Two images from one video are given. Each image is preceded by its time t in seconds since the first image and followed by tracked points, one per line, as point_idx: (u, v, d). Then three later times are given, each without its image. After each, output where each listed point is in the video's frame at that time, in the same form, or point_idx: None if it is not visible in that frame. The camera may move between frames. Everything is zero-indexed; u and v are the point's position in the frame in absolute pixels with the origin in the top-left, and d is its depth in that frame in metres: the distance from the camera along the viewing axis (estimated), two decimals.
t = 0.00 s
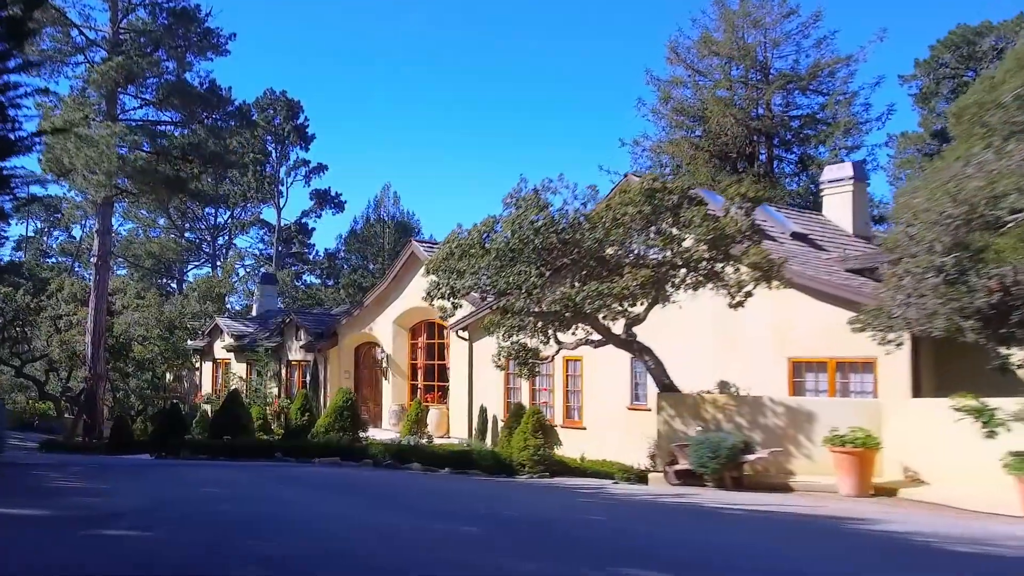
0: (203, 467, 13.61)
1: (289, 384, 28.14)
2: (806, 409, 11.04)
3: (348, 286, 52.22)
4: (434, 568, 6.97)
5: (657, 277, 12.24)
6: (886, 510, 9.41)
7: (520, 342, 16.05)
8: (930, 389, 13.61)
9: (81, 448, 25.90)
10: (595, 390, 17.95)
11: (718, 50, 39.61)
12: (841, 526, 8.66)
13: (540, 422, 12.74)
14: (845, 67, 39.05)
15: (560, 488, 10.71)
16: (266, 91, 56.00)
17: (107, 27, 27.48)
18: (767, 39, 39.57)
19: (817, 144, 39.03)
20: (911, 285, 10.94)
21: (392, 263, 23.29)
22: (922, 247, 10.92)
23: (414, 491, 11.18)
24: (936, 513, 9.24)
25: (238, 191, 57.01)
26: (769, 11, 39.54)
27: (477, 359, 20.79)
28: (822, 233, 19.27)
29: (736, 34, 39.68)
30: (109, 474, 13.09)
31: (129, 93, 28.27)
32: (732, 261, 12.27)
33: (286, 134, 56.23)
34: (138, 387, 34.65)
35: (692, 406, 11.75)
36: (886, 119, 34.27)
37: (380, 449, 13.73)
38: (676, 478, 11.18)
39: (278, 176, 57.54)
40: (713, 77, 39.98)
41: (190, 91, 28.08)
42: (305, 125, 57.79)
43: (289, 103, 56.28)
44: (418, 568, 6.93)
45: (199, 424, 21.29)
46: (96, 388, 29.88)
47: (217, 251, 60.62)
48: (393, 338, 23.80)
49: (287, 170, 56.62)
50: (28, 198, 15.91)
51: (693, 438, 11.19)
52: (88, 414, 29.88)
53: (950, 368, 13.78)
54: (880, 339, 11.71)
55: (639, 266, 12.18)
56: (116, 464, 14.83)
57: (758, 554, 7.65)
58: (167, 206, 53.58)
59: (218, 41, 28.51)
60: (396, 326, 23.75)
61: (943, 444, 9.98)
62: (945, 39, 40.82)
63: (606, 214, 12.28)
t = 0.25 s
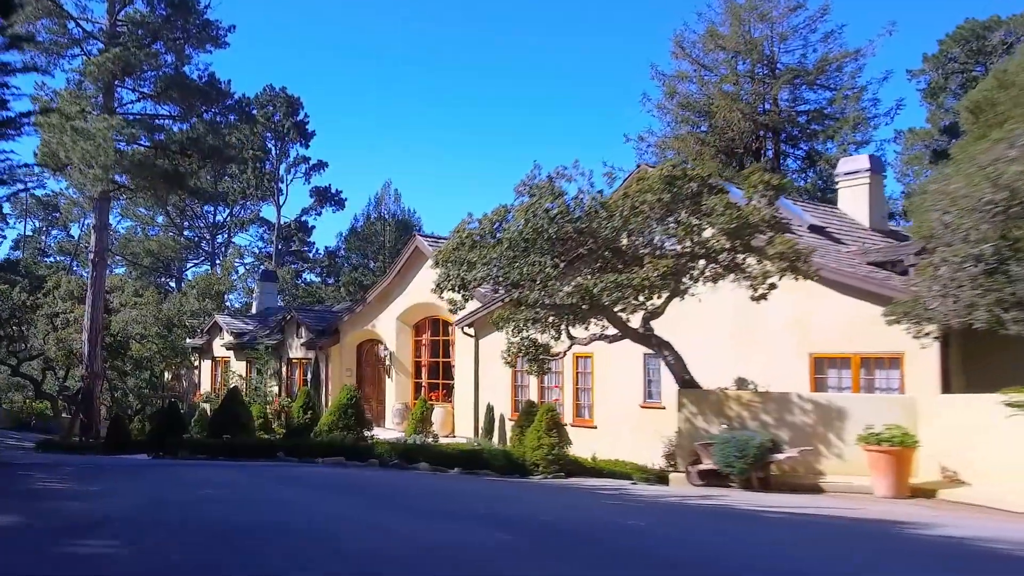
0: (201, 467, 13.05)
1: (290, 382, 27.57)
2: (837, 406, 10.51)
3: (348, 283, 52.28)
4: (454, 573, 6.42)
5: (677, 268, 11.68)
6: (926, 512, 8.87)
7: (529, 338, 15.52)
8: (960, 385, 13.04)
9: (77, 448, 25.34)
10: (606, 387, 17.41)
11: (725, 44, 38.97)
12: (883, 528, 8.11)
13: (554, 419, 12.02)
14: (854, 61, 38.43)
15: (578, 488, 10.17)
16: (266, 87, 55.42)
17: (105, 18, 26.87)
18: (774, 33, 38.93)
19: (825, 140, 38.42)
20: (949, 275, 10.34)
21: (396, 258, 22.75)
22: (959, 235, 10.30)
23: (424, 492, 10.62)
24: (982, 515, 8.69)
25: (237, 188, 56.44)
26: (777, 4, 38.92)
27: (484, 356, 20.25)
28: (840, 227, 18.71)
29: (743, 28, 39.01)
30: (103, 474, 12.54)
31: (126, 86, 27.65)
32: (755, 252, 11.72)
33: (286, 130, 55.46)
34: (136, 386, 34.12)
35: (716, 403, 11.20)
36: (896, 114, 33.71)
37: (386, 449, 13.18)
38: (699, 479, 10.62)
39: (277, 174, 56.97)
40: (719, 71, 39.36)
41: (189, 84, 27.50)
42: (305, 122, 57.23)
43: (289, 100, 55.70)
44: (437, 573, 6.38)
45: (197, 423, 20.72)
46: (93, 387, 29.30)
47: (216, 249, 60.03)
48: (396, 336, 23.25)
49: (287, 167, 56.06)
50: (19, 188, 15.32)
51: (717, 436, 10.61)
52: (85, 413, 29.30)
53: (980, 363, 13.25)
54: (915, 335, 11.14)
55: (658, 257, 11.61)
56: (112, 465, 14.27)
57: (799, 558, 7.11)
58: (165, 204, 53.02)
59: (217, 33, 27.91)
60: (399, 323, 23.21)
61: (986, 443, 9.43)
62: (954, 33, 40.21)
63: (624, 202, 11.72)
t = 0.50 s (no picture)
0: (200, 470, 12.49)
1: (291, 382, 27.02)
2: (871, 405, 9.95)
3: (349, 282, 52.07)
4: None
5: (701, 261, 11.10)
6: (974, 517, 8.32)
7: (541, 335, 14.98)
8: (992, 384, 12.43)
9: (73, 449, 24.77)
10: (619, 387, 16.85)
11: (731, 39, 38.38)
12: (932, 535, 7.56)
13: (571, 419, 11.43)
14: (862, 56, 37.84)
15: (599, 491, 9.64)
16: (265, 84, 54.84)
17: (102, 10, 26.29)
18: (782, 28, 38.36)
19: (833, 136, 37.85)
20: (992, 267, 9.76)
21: (401, 254, 22.21)
22: (1003, 225, 9.72)
23: (436, 495, 10.07)
24: None
25: (237, 186, 55.87)
26: None
27: (491, 354, 19.70)
28: (858, 221, 18.13)
29: (750, 22, 38.39)
30: (98, 477, 12.00)
31: (124, 79, 27.03)
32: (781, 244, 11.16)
33: (286, 127, 54.88)
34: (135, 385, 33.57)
35: (742, 402, 10.65)
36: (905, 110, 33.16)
37: (393, 450, 12.61)
38: (726, 482, 10.05)
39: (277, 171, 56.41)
40: (725, 66, 38.78)
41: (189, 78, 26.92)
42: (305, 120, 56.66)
43: (288, 96, 55.12)
44: None
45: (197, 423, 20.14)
46: (90, 387, 28.73)
47: (215, 247, 59.45)
48: (400, 334, 22.69)
49: (287, 164, 55.51)
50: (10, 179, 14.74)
51: (745, 436, 10.02)
52: (82, 413, 28.72)
53: (1013, 361, 12.68)
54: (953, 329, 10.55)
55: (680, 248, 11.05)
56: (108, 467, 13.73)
57: (849, 568, 6.56)
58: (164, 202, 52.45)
59: (216, 25, 27.32)
60: (404, 321, 22.66)
61: None
62: (963, 27, 39.64)
63: (644, 192, 11.16)
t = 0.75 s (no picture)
0: (199, 474, 11.93)
1: (292, 382, 26.48)
2: (910, 406, 9.41)
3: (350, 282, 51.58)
4: None
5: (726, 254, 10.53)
6: None
7: (553, 334, 14.45)
8: None
9: (69, 451, 24.21)
10: (632, 388, 16.31)
11: (738, 34, 37.79)
12: (990, 547, 7.00)
13: (589, 421, 10.89)
14: (871, 52, 37.26)
15: (622, 498, 9.09)
16: (265, 81, 54.31)
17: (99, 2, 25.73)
18: (789, 23, 37.77)
19: (842, 133, 37.27)
20: None
21: (405, 251, 21.67)
22: None
23: (449, 503, 9.51)
24: None
25: (236, 184, 55.33)
26: None
27: (498, 354, 19.15)
28: (878, 216, 17.55)
29: (758, 17, 37.80)
30: (92, 483, 11.45)
31: (122, 73, 26.47)
32: (810, 237, 10.59)
33: (286, 125, 54.36)
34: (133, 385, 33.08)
35: (772, 403, 10.10)
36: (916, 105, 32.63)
37: (401, 453, 12.05)
38: (756, 487, 9.50)
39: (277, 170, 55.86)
40: (732, 63, 38.21)
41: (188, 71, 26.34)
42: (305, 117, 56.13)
43: (289, 93, 54.59)
44: None
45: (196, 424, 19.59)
46: (87, 387, 28.17)
47: (214, 247, 58.89)
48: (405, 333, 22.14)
49: (286, 162, 54.96)
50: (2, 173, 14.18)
51: (776, 440, 9.49)
52: (78, 415, 28.17)
53: None
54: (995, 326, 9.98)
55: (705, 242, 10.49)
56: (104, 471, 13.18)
57: None
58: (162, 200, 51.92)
59: (216, 18, 26.76)
60: (408, 320, 22.11)
61: None
62: (973, 23, 39.06)
63: (667, 182, 10.61)
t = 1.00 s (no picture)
0: (199, 481, 11.36)
1: (294, 383, 25.93)
2: (954, 409, 8.85)
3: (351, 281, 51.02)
4: None
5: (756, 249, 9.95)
6: None
7: (568, 333, 13.91)
8: None
9: (65, 453, 23.64)
10: (647, 389, 15.76)
11: (745, 30, 37.22)
12: None
13: (610, 425, 10.34)
14: (881, 48, 36.68)
15: (651, 508, 8.53)
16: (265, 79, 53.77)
17: None
18: (797, 18, 37.18)
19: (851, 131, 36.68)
20: None
21: (410, 248, 21.13)
22: None
23: (464, 512, 8.95)
24: None
25: (235, 182, 54.79)
26: None
27: (507, 354, 18.59)
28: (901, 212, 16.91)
29: (765, 12, 37.21)
30: (86, 491, 10.88)
31: (120, 68, 25.90)
32: (843, 231, 10.03)
33: (286, 123, 53.87)
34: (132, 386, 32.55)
35: (805, 407, 9.54)
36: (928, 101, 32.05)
37: (411, 458, 11.49)
38: (791, 496, 8.94)
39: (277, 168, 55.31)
40: (739, 59, 37.64)
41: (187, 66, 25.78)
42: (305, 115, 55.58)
43: (289, 91, 54.04)
44: None
45: (195, 427, 19.02)
46: (84, 388, 27.60)
47: (213, 246, 58.33)
48: (409, 333, 21.58)
49: (286, 161, 54.40)
50: None
51: (812, 445, 8.93)
52: (75, 417, 27.60)
53: None
54: None
55: (733, 235, 9.93)
56: (100, 477, 12.60)
57: None
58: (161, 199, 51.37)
59: (216, 11, 26.18)
60: (413, 319, 21.57)
61: None
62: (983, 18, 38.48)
63: (694, 173, 10.05)
